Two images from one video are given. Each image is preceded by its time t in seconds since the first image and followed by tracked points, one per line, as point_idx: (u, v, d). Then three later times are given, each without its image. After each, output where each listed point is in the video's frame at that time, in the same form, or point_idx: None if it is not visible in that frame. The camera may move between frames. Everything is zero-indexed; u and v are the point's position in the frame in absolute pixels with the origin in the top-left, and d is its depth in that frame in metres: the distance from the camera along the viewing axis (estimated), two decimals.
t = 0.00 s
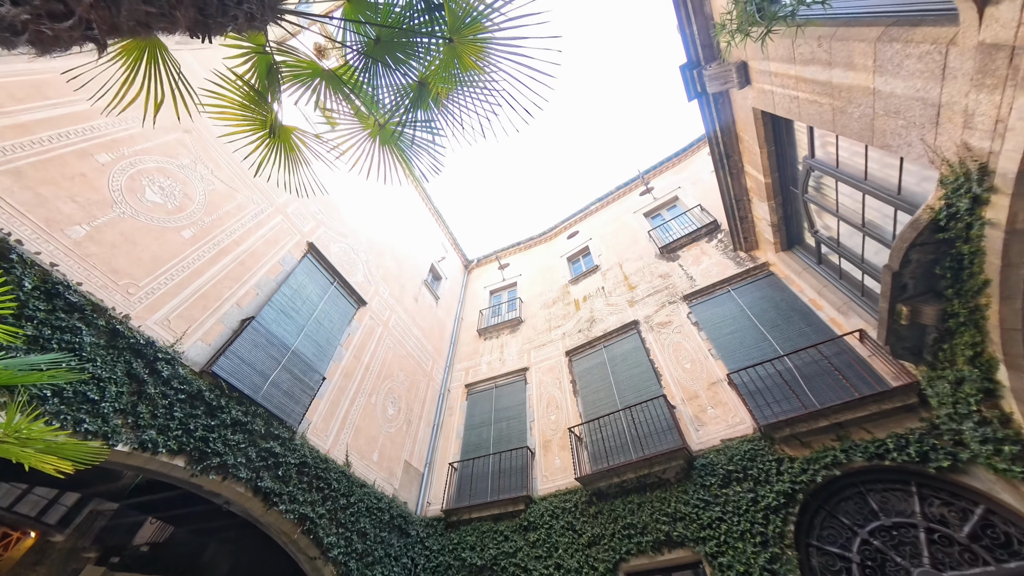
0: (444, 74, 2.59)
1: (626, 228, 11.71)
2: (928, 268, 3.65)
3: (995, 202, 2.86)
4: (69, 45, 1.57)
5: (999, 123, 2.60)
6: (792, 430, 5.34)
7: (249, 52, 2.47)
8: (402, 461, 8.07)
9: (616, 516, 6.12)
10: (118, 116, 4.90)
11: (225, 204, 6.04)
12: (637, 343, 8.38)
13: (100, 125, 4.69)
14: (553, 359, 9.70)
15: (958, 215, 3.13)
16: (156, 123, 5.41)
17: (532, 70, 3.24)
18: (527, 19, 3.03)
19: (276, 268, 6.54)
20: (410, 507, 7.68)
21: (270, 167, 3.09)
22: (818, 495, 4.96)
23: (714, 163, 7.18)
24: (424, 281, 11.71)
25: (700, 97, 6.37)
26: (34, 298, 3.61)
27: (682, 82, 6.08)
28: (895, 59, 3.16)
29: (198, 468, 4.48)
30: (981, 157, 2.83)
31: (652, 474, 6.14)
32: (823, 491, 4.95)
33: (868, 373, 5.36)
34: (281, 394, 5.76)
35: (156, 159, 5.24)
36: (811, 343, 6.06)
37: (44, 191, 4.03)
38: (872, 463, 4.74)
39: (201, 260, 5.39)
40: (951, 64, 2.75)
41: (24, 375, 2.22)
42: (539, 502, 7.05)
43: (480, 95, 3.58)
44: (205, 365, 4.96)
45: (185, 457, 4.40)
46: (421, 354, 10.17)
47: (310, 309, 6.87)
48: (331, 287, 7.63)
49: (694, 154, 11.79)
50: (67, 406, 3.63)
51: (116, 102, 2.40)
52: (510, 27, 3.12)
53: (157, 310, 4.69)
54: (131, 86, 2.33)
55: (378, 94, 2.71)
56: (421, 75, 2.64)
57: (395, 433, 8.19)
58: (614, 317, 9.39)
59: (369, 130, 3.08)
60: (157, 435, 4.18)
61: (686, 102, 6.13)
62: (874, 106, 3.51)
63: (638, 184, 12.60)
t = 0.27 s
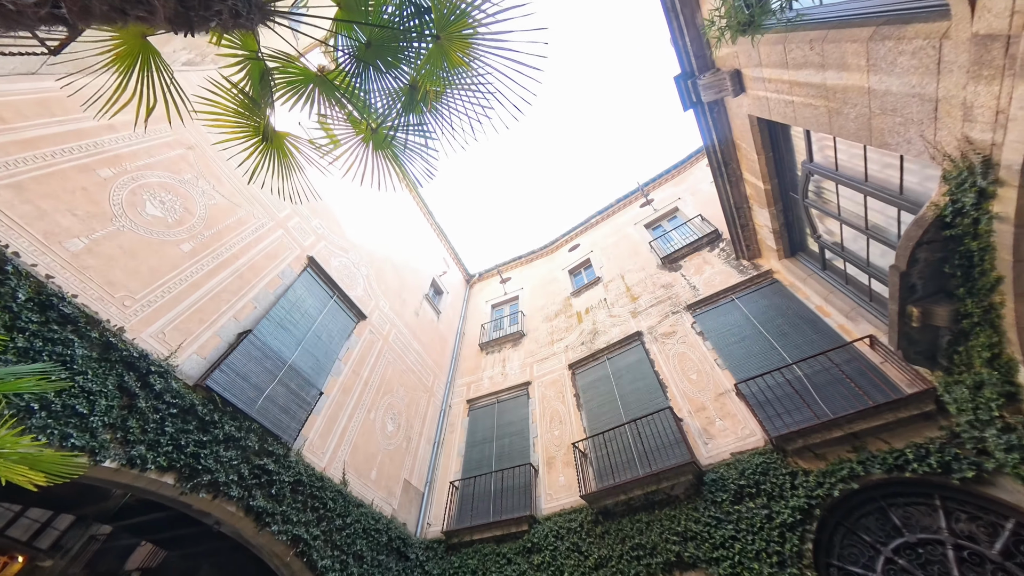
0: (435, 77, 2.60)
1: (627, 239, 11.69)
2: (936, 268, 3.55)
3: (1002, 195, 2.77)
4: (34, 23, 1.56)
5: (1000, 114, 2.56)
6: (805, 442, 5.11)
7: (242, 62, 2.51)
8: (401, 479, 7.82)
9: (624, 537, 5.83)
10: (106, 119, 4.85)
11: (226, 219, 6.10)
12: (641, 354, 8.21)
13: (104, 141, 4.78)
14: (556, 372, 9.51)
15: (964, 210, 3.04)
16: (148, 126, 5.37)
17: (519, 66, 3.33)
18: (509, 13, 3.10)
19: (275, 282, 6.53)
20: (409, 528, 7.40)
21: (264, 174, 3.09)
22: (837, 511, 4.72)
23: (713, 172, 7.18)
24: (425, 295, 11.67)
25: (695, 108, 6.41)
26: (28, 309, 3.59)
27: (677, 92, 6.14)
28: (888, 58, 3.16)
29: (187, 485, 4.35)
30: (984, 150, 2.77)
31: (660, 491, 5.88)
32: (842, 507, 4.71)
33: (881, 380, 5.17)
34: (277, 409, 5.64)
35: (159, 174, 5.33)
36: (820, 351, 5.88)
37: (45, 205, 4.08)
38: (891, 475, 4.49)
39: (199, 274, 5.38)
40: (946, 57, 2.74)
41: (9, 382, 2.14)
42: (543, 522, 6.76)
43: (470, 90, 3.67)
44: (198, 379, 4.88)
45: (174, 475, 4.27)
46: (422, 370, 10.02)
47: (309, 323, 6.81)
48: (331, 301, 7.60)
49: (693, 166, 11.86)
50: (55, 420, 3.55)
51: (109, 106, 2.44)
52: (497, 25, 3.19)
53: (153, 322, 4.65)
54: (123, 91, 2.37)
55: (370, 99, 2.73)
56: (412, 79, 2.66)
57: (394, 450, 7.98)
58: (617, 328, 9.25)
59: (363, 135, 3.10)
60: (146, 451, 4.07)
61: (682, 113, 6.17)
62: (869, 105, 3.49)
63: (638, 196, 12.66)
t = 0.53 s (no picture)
0: (426, 78, 2.61)
1: (629, 248, 11.62)
2: (948, 263, 3.43)
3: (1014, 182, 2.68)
4: None
5: (1006, 99, 2.50)
6: (820, 451, 4.88)
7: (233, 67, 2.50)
8: (402, 497, 7.59)
9: (633, 556, 5.55)
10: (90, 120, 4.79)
11: (226, 232, 6.12)
12: (646, 363, 8.01)
13: (105, 156, 4.84)
14: (560, 383, 9.31)
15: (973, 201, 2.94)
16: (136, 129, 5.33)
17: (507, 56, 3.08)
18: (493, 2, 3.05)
19: (274, 294, 6.51)
20: (410, 549, 7.12)
21: (256, 179, 3.08)
22: (858, 524, 4.48)
23: (712, 177, 7.14)
24: (427, 308, 11.60)
25: (691, 114, 6.40)
26: (21, 322, 3.56)
27: (673, 98, 6.14)
28: (883, 51, 3.13)
29: (178, 503, 4.22)
30: (991, 136, 2.70)
31: (669, 505, 5.60)
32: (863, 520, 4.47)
33: (895, 384, 4.97)
34: (273, 423, 5.52)
35: (160, 189, 5.38)
36: (831, 355, 5.69)
37: (44, 218, 4.10)
38: (914, 485, 4.25)
39: (197, 286, 5.36)
40: (943, 46, 2.71)
41: None
42: (548, 541, 6.49)
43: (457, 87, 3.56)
44: (193, 392, 4.79)
45: (165, 492, 4.15)
46: (423, 383, 9.86)
47: (308, 335, 6.74)
48: (330, 313, 7.56)
49: (692, 174, 11.88)
50: (42, 435, 3.47)
51: (98, 111, 2.44)
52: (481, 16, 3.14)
53: (148, 335, 4.61)
54: (112, 96, 2.37)
55: (361, 101, 2.73)
56: (403, 80, 2.66)
57: (394, 466, 7.77)
58: (621, 337, 9.09)
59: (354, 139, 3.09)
60: (137, 467, 3.96)
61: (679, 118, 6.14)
62: (868, 100, 3.45)
63: (639, 206, 12.66)
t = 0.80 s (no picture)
0: (413, 78, 2.61)
1: (630, 253, 11.55)
2: (956, 255, 3.31)
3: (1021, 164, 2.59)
4: None
5: (1005, 79, 2.46)
6: (833, 456, 4.69)
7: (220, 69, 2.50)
8: (403, 511, 7.40)
9: (642, 570, 5.32)
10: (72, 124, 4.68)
11: (225, 244, 6.15)
12: (651, 369, 7.85)
13: (105, 170, 4.90)
14: (563, 392, 9.14)
15: (980, 188, 2.83)
16: (130, 139, 5.35)
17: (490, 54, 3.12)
18: None
19: (272, 305, 6.50)
20: (410, 566, 6.91)
21: (246, 184, 3.07)
22: (878, 533, 4.27)
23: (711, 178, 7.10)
24: (428, 318, 11.54)
25: (686, 116, 6.40)
26: (13, 333, 3.54)
27: (667, 101, 6.15)
28: (875, 41, 3.11)
29: (169, 518, 4.11)
30: (993, 119, 2.64)
31: (678, 516, 5.38)
32: (882, 528, 4.26)
33: (909, 384, 4.79)
34: (268, 435, 5.43)
35: (159, 201, 5.43)
36: (840, 356, 5.52)
37: (41, 230, 4.12)
38: (934, 490, 4.05)
39: (194, 297, 5.36)
40: (937, 31, 2.69)
41: None
42: (553, 555, 6.26)
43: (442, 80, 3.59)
44: (187, 404, 4.73)
45: (156, 507, 4.05)
46: (425, 394, 9.73)
47: (306, 346, 6.70)
48: (330, 324, 7.52)
49: (692, 179, 11.86)
50: (31, 447, 3.41)
51: (82, 116, 2.43)
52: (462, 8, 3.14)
53: (143, 346, 4.58)
54: (97, 101, 2.37)
55: (347, 101, 2.72)
56: (389, 79, 2.66)
57: (395, 479, 7.60)
58: (624, 344, 8.94)
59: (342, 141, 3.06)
60: (127, 480, 3.88)
61: (674, 120, 6.13)
62: (864, 91, 3.41)
63: (639, 212, 12.64)
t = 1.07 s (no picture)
0: (395, 74, 2.63)
1: (631, 256, 11.45)
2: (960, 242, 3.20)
3: None
4: None
5: (1001, 56, 2.42)
6: (844, 457, 4.50)
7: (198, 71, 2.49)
8: (403, 523, 7.23)
9: None
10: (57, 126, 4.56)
11: (221, 253, 6.16)
12: (653, 372, 7.69)
13: (102, 182, 4.95)
14: (565, 397, 8.98)
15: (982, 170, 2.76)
16: (128, 151, 5.42)
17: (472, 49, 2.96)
18: None
19: (269, 313, 6.47)
20: None
21: (231, 188, 3.06)
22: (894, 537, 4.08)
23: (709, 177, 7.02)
24: (429, 325, 11.48)
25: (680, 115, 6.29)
26: (4, 343, 3.52)
27: (660, 100, 6.08)
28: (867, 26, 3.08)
29: (160, 531, 4.03)
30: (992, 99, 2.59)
31: (684, 523, 5.19)
32: (898, 532, 4.08)
33: (920, 381, 4.62)
34: (263, 445, 5.35)
35: (155, 212, 5.46)
36: (847, 354, 5.36)
37: (35, 241, 4.14)
38: (951, 491, 3.87)
39: (189, 306, 5.34)
40: (928, 12, 2.67)
41: None
42: (557, 567, 6.06)
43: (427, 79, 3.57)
44: (180, 414, 4.68)
45: (146, 519, 3.97)
46: (426, 402, 9.62)
47: (303, 354, 6.65)
48: (327, 332, 7.48)
49: (691, 180, 11.81)
50: (18, 459, 3.37)
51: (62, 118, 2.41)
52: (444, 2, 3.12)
53: (136, 355, 4.55)
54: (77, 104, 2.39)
55: (329, 100, 2.69)
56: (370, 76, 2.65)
57: (395, 490, 7.45)
58: (626, 347, 8.79)
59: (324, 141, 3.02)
60: (116, 492, 3.81)
61: (668, 119, 6.06)
62: (857, 79, 3.34)
63: (639, 215, 12.57)
